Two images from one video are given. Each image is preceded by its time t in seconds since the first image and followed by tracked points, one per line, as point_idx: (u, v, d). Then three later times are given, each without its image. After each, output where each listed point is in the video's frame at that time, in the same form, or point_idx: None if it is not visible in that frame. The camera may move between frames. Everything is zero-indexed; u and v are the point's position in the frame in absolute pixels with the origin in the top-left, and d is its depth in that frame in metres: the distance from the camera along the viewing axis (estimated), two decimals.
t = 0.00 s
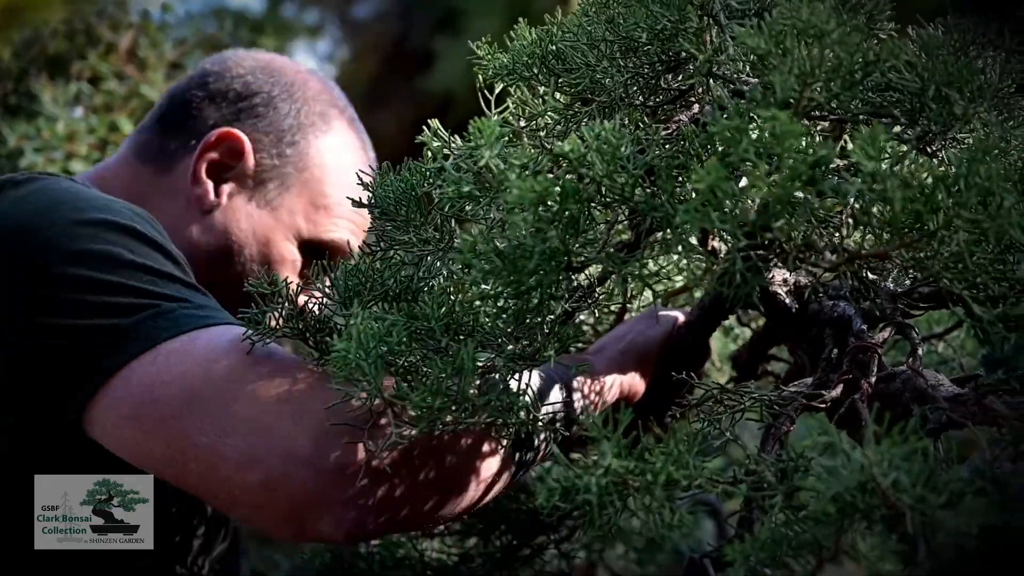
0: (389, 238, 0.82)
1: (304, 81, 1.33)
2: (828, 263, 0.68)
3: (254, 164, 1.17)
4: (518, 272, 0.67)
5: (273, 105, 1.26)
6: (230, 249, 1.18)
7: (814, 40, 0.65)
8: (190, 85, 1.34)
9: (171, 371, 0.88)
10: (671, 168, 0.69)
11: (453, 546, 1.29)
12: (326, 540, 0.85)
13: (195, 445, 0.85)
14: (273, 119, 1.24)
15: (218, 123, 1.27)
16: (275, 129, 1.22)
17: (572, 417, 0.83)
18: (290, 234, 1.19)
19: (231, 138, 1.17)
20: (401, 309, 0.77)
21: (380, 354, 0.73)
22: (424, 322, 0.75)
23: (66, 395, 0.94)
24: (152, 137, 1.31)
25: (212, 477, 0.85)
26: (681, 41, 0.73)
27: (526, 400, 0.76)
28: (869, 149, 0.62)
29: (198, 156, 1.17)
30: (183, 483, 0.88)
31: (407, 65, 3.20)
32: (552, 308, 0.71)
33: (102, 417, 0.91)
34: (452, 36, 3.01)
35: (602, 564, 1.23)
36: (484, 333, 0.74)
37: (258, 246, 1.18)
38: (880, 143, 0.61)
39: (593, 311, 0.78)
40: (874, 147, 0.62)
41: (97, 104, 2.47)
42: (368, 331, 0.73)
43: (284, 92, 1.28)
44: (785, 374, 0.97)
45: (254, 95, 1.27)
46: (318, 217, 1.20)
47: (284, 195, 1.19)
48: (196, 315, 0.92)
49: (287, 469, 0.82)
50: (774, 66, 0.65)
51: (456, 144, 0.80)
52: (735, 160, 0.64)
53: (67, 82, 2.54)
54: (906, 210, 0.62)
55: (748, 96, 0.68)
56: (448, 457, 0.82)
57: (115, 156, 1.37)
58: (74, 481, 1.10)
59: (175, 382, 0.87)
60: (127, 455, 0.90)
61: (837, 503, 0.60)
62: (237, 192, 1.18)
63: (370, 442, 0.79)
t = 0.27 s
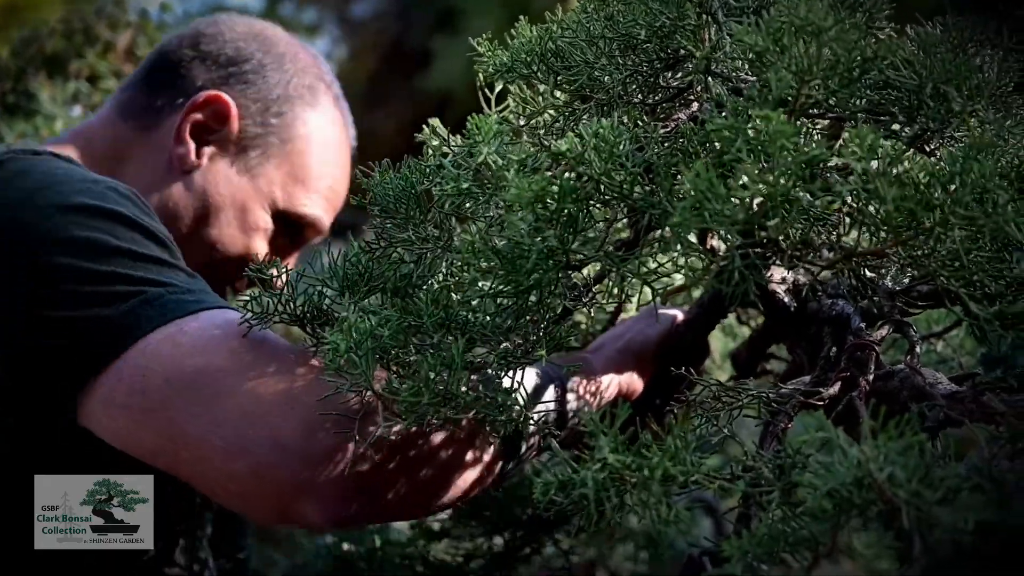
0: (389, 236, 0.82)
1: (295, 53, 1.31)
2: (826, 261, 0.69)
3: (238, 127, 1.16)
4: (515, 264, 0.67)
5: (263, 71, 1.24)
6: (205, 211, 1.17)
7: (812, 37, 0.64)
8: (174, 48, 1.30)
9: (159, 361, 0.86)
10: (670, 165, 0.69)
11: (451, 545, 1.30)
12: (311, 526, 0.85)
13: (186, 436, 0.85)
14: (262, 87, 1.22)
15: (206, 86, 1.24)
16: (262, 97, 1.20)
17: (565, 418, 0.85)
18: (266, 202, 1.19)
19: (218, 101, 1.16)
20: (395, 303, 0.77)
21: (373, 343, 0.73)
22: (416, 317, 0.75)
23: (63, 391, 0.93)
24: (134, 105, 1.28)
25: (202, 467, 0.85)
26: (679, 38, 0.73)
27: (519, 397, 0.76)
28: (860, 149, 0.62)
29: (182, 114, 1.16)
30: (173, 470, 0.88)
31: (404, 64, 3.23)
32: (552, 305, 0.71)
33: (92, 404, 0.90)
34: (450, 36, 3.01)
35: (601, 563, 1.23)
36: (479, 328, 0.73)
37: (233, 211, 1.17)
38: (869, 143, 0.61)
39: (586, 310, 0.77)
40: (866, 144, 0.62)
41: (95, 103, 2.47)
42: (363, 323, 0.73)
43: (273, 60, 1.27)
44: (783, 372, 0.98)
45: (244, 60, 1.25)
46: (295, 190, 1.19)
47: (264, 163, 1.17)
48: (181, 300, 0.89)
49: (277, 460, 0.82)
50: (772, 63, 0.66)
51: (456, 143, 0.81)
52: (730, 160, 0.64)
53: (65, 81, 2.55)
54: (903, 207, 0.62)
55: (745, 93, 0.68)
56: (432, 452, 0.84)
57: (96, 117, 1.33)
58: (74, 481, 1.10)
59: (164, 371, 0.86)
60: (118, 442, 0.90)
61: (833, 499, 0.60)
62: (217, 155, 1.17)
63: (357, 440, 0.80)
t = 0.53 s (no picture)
0: (389, 234, 0.82)
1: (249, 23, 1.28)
2: (823, 261, 0.69)
3: (193, 104, 1.14)
4: (514, 265, 0.68)
5: (214, 46, 1.21)
6: (163, 186, 1.17)
7: (809, 39, 0.65)
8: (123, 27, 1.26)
9: (127, 352, 0.86)
10: (667, 166, 0.69)
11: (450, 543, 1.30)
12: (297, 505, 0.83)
13: (168, 419, 0.83)
14: (216, 60, 1.19)
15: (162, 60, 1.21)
16: (217, 72, 1.18)
17: (560, 417, 0.86)
18: (223, 176, 1.18)
19: (171, 75, 1.14)
20: (392, 301, 0.77)
21: (372, 332, 0.73)
22: (412, 316, 0.75)
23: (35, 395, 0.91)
24: (88, 92, 1.23)
25: (187, 449, 0.83)
26: (677, 39, 0.73)
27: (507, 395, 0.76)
28: (860, 147, 0.61)
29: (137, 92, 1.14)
30: (157, 456, 0.86)
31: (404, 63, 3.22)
32: (551, 305, 0.72)
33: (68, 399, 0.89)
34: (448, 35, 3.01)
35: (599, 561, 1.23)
36: (477, 326, 0.74)
37: (191, 187, 1.17)
38: (869, 142, 0.61)
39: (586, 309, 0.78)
40: (868, 144, 0.61)
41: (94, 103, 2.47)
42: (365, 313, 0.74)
43: (225, 32, 1.23)
44: (780, 372, 0.98)
45: (196, 34, 1.21)
46: (254, 166, 1.18)
47: (221, 139, 1.15)
48: (148, 291, 0.89)
49: (262, 436, 0.81)
50: (770, 65, 0.66)
51: (454, 141, 0.81)
52: (729, 162, 0.64)
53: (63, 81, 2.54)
54: (902, 208, 0.62)
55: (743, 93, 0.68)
56: (421, 444, 0.85)
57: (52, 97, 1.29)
58: (74, 480, 1.10)
59: (133, 361, 0.85)
60: (100, 434, 0.89)
61: (832, 500, 0.60)
62: (172, 132, 1.15)
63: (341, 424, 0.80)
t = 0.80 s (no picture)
0: (387, 234, 0.82)
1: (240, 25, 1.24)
2: (819, 259, 0.69)
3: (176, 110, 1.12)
4: (510, 262, 0.68)
5: (199, 51, 1.17)
6: (148, 194, 1.15)
7: (805, 37, 0.65)
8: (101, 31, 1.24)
9: (110, 359, 0.86)
10: (663, 164, 0.69)
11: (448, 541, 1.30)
12: (290, 502, 0.84)
13: (157, 423, 0.84)
14: (201, 66, 1.15)
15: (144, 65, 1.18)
16: (201, 77, 1.15)
17: (557, 416, 0.86)
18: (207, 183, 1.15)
19: (152, 82, 1.12)
20: (388, 300, 0.77)
21: (367, 329, 0.74)
22: (408, 314, 0.75)
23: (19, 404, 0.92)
24: (68, 99, 1.23)
25: (177, 452, 0.84)
26: (674, 38, 0.74)
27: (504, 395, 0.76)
28: (854, 148, 0.62)
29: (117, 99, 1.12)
30: (147, 460, 0.87)
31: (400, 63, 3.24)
32: (547, 303, 0.72)
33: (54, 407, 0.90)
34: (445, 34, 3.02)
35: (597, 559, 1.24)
36: (474, 325, 0.73)
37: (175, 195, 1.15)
38: (862, 142, 0.61)
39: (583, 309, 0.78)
40: (859, 145, 0.62)
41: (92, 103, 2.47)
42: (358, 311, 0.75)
43: (210, 35, 1.19)
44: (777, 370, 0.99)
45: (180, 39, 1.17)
46: (241, 173, 1.15)
47: (206, 147, 1.13)
48: (128, 299, 0.90)
49: (254, 434, 0.81)
50: (765, 63, 0.66)
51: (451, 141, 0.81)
52: (724, 159, 0.65)
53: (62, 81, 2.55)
54: (896, 205, 0.62)
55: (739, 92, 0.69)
56: (411, 447, 0.85)
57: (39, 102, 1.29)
58: (73, 481, 1.10)
59: (116, 368, 0.86)
60: (88, 443, 0.89)
61: (827, 495, 0.60)
62: (155, 138, 1.14)
63: (337, 425, 0.80)
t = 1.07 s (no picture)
0: (384, 234, 0.82)
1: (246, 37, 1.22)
2: (815, 259, 0.69)
3: (171, 121, 1.12)
4: (507, 263, 0.69)
5: (199, 64, 1.16)
6: (142, 208, 1.13)
7: (800, 39, 0.65)
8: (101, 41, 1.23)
9: (94, 368, 0.89)
10: (659, 166, 0.69)
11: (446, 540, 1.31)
12: (282, 502, 0.85)
13: (146, 430, 0.86)
14: (198, 79, 1.15)
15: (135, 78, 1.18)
16: (195, 90, 1.14)
17: (551, 417, 0.87)
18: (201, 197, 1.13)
19: (147, 93, 1.12)
20: (384, 301, 0.78)
21: (362, 335, 0.75)
22: (404, 316, 0.75)
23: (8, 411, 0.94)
24: (64, 106, 1.23)
25: (169, 458, 0.86)
26: (670, 39, 0.74)
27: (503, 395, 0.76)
28: (848, 149, 0.62)
29: (112, 111, 1.12)
30: (139, 467, 0.89)
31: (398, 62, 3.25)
32: (544, 304, 0.72)
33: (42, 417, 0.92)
34: (445, 33, 3.02)
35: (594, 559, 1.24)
36: (472, 325, 0.74)
37: (169, 210, 1.13)
38: (856, 145, 0.62)
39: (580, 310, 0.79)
40: (854, 146, 0.62)
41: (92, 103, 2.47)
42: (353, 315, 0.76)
43: (213, 47, 1.18)
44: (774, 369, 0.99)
45: (181, 52, 1.17)
46: (235, 185, 1.12)
47: (200, 159, 1.11)
48: (116, 307, 0.93)
49: (245, 439, 0.84)
50: (761, 65, 0.67)
51: (448, 141, 0.81)
52: (720, 161, 0.65)
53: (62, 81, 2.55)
54: (892, 206, 0.62)
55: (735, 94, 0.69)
56: (397, 455, 0.85)
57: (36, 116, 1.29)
58: (73, 482, 1.09)
59: (101, 377, 0.88)
60: (78, 450, 0.92)
61: (823, 496, 0.60)
62: (148, 150, 1.13)
63: (333, 433, 0.82)
